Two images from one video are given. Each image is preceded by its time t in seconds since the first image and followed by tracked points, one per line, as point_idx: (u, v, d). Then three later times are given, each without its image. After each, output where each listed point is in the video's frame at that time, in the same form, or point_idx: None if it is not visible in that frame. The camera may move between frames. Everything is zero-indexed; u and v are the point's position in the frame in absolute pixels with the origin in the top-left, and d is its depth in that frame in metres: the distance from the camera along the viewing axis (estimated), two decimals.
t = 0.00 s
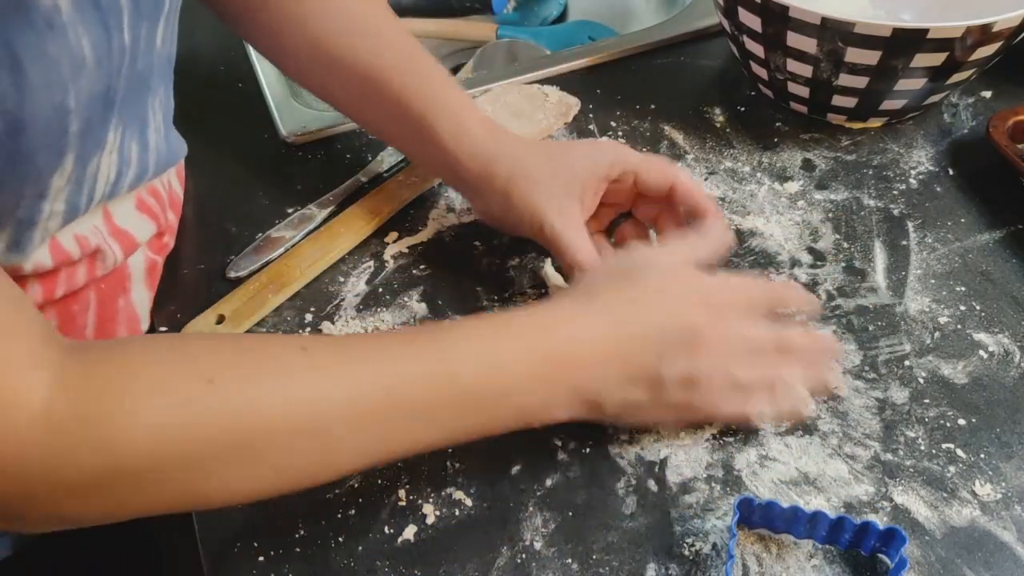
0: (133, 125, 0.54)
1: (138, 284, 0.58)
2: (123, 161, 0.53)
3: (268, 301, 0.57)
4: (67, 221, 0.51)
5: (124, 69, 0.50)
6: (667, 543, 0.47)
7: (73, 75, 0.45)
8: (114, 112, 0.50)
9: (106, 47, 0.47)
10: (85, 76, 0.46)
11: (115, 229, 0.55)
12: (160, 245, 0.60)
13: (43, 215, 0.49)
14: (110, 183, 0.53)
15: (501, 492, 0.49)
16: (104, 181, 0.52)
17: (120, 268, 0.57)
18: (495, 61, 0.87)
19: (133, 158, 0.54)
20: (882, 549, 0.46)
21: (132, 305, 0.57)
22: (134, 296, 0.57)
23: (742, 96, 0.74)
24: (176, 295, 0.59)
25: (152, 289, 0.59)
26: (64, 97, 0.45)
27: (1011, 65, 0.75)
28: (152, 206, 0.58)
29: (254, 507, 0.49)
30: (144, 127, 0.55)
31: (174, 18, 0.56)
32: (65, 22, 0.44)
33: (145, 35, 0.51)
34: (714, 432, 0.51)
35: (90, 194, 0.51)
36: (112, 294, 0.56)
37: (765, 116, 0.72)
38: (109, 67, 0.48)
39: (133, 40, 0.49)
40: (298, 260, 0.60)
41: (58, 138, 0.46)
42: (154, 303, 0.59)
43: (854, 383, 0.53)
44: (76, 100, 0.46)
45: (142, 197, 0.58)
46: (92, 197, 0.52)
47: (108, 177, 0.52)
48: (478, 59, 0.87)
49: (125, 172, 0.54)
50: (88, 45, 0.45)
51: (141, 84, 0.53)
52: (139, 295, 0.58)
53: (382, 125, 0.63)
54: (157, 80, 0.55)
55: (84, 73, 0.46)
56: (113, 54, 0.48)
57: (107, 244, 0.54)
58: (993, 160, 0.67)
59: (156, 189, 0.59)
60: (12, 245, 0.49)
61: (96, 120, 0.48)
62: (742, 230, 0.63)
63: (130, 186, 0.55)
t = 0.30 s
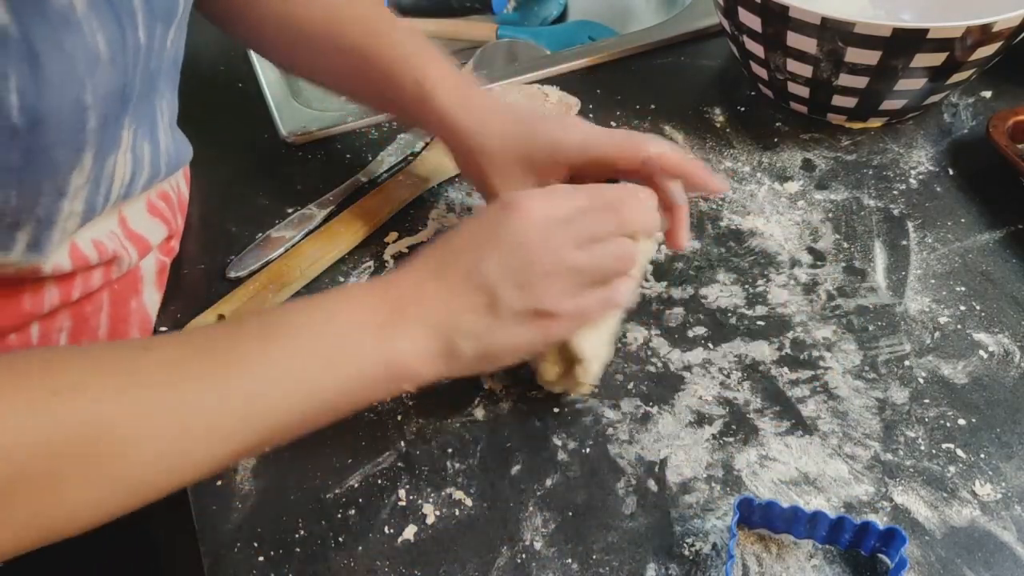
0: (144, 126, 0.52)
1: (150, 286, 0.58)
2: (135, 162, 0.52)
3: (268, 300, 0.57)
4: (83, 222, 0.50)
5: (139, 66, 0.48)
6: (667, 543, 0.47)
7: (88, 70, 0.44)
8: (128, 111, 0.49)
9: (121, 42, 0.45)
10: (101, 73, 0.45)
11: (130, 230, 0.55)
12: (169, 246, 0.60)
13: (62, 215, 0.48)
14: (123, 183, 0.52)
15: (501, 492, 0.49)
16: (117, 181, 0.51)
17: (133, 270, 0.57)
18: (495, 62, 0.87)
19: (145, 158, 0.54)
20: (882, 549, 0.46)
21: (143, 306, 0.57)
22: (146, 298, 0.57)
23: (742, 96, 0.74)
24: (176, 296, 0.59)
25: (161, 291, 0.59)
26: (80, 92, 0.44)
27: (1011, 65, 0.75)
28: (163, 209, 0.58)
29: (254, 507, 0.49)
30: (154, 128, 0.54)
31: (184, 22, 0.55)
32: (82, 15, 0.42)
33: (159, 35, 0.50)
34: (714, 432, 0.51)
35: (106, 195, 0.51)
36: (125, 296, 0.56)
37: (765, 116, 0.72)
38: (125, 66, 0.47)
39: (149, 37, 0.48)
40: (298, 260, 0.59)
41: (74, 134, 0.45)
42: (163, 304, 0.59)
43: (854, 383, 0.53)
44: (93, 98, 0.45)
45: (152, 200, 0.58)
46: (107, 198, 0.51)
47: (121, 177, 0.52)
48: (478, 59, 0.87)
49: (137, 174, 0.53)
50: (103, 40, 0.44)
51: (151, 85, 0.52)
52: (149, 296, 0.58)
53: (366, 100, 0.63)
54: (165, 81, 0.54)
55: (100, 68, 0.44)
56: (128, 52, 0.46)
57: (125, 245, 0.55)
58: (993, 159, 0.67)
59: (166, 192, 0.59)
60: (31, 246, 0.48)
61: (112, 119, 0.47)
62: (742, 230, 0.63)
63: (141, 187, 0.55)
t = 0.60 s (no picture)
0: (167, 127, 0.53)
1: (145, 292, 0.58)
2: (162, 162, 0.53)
3: (268, 300, 0.57)
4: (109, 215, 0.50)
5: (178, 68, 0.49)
6: (667, 543, 0.47)
7: (144, 68, 0.45)
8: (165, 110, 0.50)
9: (168, 43, 0.47)
10: (155, 70, 0.46)
11: (138, 235, 0.55)
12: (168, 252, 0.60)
13: (100, 211, 0.48)
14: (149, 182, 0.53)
15: (500, 492, 0.49)
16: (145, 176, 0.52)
17: (133, 276, 0.56)
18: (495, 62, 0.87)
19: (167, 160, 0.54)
20: (882, 549, 0.46)
21: (140, 311, 0.57)
22: (143, 304, 0.57)
23: (742, 96, 0.74)
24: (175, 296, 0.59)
25: (159, 296, 0.59)
26: (136, 89, 0.45)
27: (1011, 65, 0.75)
28: (165, 215, 0.58)
29: (254, 507, 0.49)
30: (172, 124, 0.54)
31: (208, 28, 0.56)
32: (139, 14, 0.43)
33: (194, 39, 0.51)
34: (715, 433, 0.51)
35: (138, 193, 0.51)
36: (123, 303, 0.56)
37: (765, 116, 0.72)
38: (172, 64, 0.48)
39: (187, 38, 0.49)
40: (298, 260, 0.59)
41: (127, 129, 0.45)
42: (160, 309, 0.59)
43: (854, 383, 0.53)
44: (148, 94, 0.46)
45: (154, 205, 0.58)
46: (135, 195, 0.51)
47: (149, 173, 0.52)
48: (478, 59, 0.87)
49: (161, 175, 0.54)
50: (154, 38, 0.45)
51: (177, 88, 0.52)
52: (147, 301, 0.58)
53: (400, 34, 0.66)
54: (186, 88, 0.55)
55: (153, 65, 0.45)
56: (173, 51, 0.48)
57: (132, 251, 0.54)
58: (993, 159, 0.67)
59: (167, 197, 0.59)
60: (73, 243, 0.48)
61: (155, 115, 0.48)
62: (742, 230, 0.63)
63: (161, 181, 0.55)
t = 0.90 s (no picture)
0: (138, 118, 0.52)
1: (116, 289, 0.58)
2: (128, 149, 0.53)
3: (269, 300, 0.57)
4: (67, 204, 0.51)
5: (139, 55, 0.48)
6: (667, 542, 0.47)
7: (121, 47, 0.46)
8: (124, 96, 0.49)
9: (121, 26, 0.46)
10: (103, 54, 0.45)
11: (101, 226, 0.55)
12: (145, 246, 0.60)
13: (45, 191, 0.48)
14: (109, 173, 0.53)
15: (500, 491, 0.49)
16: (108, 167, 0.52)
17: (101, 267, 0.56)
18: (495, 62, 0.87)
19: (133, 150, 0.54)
20: (882, 549, 0.46)
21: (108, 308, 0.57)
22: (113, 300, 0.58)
23: (742, 96, 0.74)
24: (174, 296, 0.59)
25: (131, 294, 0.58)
26: (79, 67, 0.44)
27: (1010, 65, 0.75)
28: (140, 207, 0.59)
29: (253, 506, 0.48)
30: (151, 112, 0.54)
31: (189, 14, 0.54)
32: None
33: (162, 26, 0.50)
34: (715, 433, 0.51)
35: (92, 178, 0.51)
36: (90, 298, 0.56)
37: (766, 116, 0.72)
38: (129, 53, 0.47)
39: (152, 23, 0.48)
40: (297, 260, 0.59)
41: (68, 109, 0.45)
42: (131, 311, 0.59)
43: (854, 383, 0.53)
44: (95, 81, 0.46)
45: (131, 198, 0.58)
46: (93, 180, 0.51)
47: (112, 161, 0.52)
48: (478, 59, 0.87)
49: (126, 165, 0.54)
50: (105, 18, 0.44)
51: (149, 80, 0.51)
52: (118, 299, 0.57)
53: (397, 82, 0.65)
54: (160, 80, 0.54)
55: (99, 48, 0.45)
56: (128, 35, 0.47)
57: (98, 244, 0.55)
58: (993, 160, 0.67)
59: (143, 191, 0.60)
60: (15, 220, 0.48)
61: (108, 104, 0.48)
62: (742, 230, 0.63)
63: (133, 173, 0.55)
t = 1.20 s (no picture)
0: (59, 128, 0.56)
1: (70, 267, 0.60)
2: (51, 164, 0.56)
3: (268, 300, 0.58)
4: None
5: (47, 76, 0.53)
6: (667, 541, 0.47)
7: (31, 72, 0.51)
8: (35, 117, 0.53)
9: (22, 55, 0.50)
10: None
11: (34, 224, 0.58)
12: (100, 225, 0.61)
13: None
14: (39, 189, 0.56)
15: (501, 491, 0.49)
16: (29, 187, 0.55)
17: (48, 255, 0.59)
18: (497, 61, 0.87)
19: (62, 160, 0.57)
20: (882, 549, 0.46)
21: (59, 287, 0.60)
22: (63, 278, 0.60)
23: (742, 96, 0.74)
24: (174, 295, 0.59)
25: (82, 271, 0.61)
26: None
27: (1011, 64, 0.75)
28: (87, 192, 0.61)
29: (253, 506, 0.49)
30: (71, 130, 0.57)
31: (113, 18, 0.59)
32: None
33: (73, 41, 0.54)
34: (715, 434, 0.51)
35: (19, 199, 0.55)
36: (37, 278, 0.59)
37: (765, 116, 0.72)
38: (28, 75, 0.51)
39: (60, 45, 0.53)
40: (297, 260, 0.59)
41: None
42: (86, 284, 0.62)
43: (854, 383, 0.53)
44: None
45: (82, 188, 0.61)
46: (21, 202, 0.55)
47: (31, 181, 0.55)
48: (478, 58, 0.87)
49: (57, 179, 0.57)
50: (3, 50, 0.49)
51: (69, 89, 0.56)
52: (68, 277, 0.60)
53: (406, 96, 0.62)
54: (86, 84, 0.58)
55: None
56: (31, 60, 0.51)
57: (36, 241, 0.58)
58: (993, 159, 0.67)
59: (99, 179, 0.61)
60: None
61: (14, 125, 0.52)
62: (742, 230, 0.63)
63: (64, 190, 0.58)
